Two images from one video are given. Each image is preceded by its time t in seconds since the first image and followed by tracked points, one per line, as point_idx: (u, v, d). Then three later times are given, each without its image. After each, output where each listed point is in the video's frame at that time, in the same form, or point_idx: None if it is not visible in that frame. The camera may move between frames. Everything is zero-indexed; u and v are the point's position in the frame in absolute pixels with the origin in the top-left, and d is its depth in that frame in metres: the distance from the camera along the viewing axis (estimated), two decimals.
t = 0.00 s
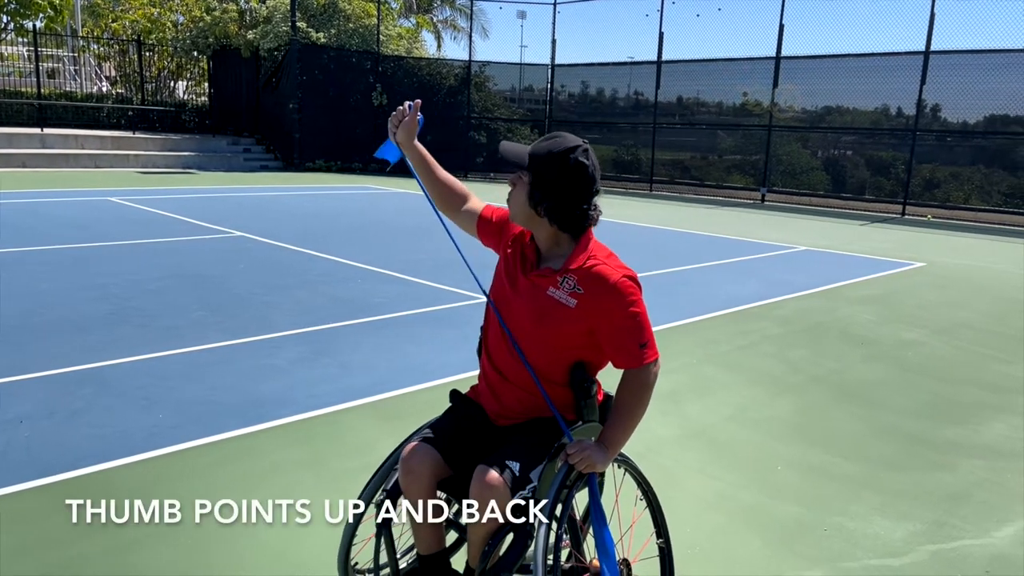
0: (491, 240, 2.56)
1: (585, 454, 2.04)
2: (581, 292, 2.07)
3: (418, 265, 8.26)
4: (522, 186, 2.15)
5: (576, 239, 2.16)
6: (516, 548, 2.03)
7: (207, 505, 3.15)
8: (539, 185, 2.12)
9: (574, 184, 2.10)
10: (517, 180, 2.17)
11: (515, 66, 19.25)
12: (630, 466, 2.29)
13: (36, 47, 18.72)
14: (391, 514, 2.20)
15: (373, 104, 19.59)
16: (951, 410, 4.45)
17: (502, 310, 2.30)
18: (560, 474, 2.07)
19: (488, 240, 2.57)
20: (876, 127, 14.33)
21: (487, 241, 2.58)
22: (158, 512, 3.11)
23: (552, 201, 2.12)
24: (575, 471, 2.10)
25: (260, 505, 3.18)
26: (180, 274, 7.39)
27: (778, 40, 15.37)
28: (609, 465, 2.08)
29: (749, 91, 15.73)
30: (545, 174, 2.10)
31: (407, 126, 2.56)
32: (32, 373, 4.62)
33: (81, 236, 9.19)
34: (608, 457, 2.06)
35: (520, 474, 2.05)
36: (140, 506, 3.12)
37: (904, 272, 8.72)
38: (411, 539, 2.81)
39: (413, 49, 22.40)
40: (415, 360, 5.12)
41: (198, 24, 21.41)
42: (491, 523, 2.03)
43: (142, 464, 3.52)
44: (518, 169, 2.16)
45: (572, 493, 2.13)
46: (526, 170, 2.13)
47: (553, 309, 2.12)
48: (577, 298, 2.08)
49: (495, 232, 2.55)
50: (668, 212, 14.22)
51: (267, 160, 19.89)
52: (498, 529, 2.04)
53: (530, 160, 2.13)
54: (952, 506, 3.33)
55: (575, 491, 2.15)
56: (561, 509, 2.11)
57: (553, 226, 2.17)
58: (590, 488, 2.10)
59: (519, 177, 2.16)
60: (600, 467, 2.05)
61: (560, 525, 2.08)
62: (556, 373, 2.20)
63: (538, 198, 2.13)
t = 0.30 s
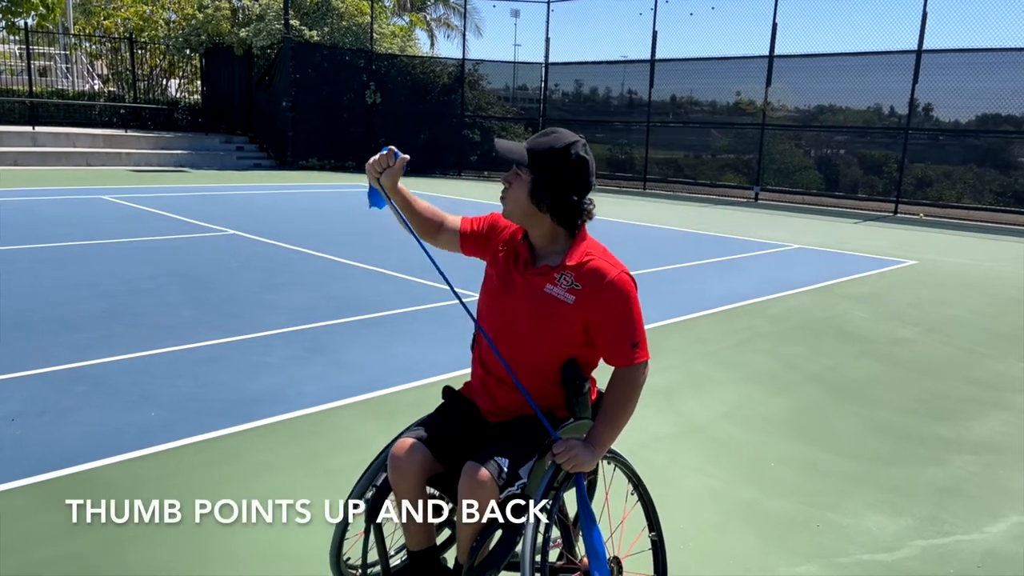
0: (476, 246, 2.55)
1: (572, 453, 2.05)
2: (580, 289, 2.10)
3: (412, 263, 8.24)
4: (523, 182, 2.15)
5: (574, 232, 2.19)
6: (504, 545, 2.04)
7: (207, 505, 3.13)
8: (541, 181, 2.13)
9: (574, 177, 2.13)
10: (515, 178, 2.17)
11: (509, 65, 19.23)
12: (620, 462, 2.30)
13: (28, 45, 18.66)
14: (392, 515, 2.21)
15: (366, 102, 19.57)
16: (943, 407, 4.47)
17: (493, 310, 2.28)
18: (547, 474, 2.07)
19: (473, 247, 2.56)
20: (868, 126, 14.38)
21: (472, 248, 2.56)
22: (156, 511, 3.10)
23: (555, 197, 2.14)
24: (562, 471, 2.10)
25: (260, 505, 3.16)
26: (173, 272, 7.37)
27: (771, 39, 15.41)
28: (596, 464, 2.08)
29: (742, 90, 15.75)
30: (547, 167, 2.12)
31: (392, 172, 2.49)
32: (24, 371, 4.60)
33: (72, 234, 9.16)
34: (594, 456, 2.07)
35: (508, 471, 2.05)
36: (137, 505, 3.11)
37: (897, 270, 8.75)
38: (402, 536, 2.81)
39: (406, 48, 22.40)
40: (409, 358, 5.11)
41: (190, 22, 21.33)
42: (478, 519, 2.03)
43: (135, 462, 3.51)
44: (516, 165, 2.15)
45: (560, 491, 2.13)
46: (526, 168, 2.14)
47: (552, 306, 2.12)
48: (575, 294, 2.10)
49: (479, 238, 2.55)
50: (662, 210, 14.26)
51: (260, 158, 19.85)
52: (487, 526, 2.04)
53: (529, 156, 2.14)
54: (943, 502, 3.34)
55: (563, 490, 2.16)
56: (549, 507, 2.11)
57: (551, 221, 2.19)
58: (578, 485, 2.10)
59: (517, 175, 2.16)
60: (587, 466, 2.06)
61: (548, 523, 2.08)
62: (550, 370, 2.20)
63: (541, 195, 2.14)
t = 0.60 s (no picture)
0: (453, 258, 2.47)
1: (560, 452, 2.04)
2: (575, 284, 2.12)
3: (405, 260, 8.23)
4: (528, 184, 2.14)
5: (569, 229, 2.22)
6: (493, 541, 2.03)
7: (207, 505, 3.11)
8: (548, 180, 2.15)
9: (572, 174, 2.18)
10: (517, 180, 2.15)
11: (502, 62, 19.18)
12: (610, 458, 2.29)
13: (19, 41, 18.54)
14: (393, 514, 2.13)
15: (360, 100, 19.52)
16: (934, 402, 4.49)
17: (485, 315, 2.26)
18: (536, 473, 2.06)
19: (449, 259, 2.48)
20: (862, 123, 14.40)
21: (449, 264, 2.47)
22: (156, 511, 3.07)
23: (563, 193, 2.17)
24: (551, 470, 2.09)
25: (260, 505, 3.13)
26: (165, 269, 7.34)
27: (765, 36, 15.41)
28: (583, 462, 2.08)
29: (736, 88, 15.76)
30: (550, 166, 2.14)
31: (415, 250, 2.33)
32: (15, 368, 4.56)
33: (63, 231, 9.12)
34: (583, 454, 2.07)
35: (497, 467, 2.04)
36: (137, 503, 3.09)
37: (889, 267, 8.78)
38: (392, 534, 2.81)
39: (400, 45, 22.36)
40: (402, 355, 5.12)
41: (182, 18, 21.19)
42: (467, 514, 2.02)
43: (128, 460, 3.49)
44: (519, 167, 2.13)
45: (549, 490, 2.13)
46: (532, 168, 2.13)
47: (547, 303, 2.13)
48: (571, 289, 2.12)
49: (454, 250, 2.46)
50: (656, 208, 14.26)
51: (253, 155, 19.79)
52: (476, 522, 2.03)
53: (533, 157, 2.13)
54: (935, 497, 3.36)
55: (553, 488, 2.15)
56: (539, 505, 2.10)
57: (550, 219, 2.21)
58: (567, 482, 2.10)
59: (519, 177, 2.15)
60: (575, 465, 2.05)
61: (537, 520, 2.07)
62: (543, 369, 2.20)
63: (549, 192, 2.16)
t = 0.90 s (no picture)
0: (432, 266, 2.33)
1: (550, 452, 2.01)
2: (568, 282, 2.13)
3: (399, 258, 8.22)
4: (542, 190, 2.15)
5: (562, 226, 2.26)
6: (484, 539, 2.03)
7: (207, 505, 3.08)
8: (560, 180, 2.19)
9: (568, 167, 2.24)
10: (529, 186, 2.15)
11: (496, 60, 19.16)
12: (601, 455, 2.29)
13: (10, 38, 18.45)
14: (392, 514, 2.12)
15: (354, 97, 19.50)
16: (927, 399, 4.51)
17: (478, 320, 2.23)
18: (525, 473, 2.04)
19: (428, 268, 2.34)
20: (855, 121, 14.43)
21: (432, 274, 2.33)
22: (155, 511, 3.05)
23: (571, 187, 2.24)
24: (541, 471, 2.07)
25: (260, 505, 3.11)
26: (158, 266, 7.31)
27: (759, 34, 15.42)
28: (574, 462, 2.05)
29: (730, 85, 15.77)
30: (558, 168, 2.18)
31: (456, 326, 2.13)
32: (7, 366, 4.54)
33: (55, 228, 9.08)
34: (574, 452, 2.05)
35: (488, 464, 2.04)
36: (135, 502, 3.07)
37: (881, 264, 8.80)
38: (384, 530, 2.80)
39: (394, 42, 22.33)
40: (395, 352, 5.11)
41: (175, 15, 21.12)
42: (458, 511, 2.02)
43: (121, 458, 3.47)
44: (536, 175, 2.13)
45: (540, 489, 2.11)
46: (550, 174, 2.14)
47: (541, 303, 2.13)
48: (564, 287, 2.13)
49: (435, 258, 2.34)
50: (650, 205, 14.28)
51: (247, 152, 19.75)
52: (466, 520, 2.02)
53: (549, 163, 2.14)
54: (927, 493, 3.36)
55: (544, 488, 2.14)
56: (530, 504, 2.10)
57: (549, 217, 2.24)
58: (557, 482, 2.09)
59: (532, 183, 2.14)
60: (565, 465, 2.03)
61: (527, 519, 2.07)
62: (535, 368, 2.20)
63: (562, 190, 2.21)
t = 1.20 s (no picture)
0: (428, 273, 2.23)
1: (543, 451, 1.98)
2: (562, 281, 2.14)
3: (394, 255, 8.20)
4: (543, 189, 2.16)
5: (552, 221, 2.27)
6: (477, 536, 2.03)
7: (207, 505, 3.06)
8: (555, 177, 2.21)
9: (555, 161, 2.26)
10: (532, 187, 2.15)
11: (491, 57, 19.13)
12: (594, 452, 2.29)
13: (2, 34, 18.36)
14: (392, 514, 2.11)
15: (348, 94, 19.46)
16: (919, 395, 4.52)
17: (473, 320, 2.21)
18: (516, 474, 2.01)
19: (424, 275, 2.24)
20: (849, 119, 14.47)
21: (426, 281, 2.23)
22: (155, 511, 3.03)
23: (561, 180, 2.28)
24: (533, 470, 2.05)
25: (261, 505, 3.08)
26: (151, 264, 7.29)
27: (753, 31, 15.43)
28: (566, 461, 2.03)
29: (725, 83, 15.77)
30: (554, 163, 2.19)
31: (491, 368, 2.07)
32: None
33: (48, 226, 9.04)
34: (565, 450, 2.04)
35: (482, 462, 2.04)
36: (135, 502, 3.05)
37: (874, 261, 8.82)
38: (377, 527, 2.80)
39: (388, 39, 22.31)
40: (390, 350, 5.10)
41: (168, 11, 21.04)
42: (451, 509, 2.02)
43: (115, 457, 3.45)
44: (538, 175, 2.13)
45: (532, 487, 2.10)
46: (551, 174, 2.15)
47: (537, 303, 2.14)
48: (558, 286, 2.14)
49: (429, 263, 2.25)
50: (644, 203, 14.27)
51: (241, 149, 19.69)
52: (459, 518, 2.03)
53: (550, 164, 2.14)
54: (920, 489, 3.38)
55: (535, 486, 2.13)
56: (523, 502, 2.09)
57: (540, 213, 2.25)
58: (550, 481, 2.08)
59: (534, 183, 2.14)
60: (558, 463, 2.00)
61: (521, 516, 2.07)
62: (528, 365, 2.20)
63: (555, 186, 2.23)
